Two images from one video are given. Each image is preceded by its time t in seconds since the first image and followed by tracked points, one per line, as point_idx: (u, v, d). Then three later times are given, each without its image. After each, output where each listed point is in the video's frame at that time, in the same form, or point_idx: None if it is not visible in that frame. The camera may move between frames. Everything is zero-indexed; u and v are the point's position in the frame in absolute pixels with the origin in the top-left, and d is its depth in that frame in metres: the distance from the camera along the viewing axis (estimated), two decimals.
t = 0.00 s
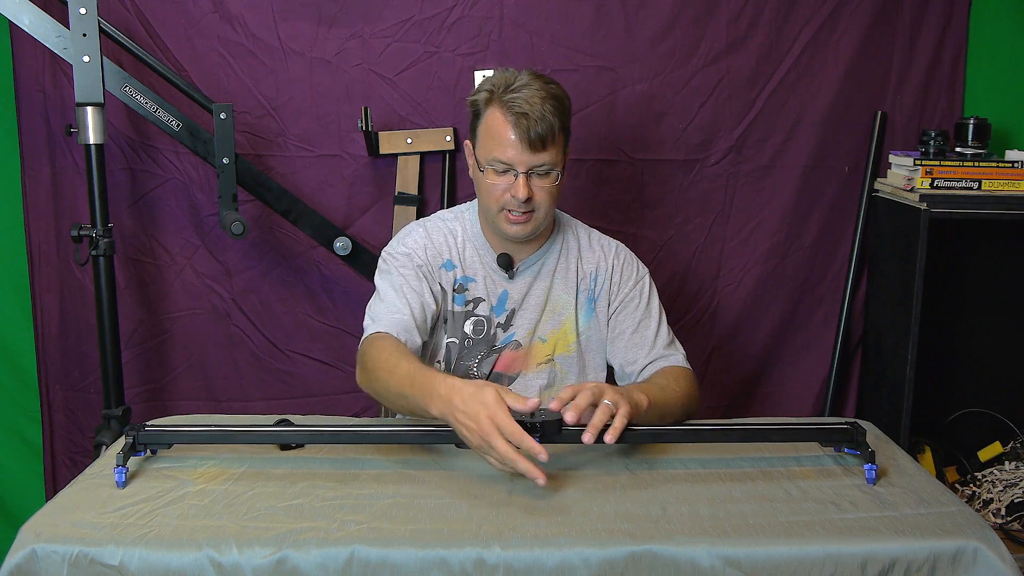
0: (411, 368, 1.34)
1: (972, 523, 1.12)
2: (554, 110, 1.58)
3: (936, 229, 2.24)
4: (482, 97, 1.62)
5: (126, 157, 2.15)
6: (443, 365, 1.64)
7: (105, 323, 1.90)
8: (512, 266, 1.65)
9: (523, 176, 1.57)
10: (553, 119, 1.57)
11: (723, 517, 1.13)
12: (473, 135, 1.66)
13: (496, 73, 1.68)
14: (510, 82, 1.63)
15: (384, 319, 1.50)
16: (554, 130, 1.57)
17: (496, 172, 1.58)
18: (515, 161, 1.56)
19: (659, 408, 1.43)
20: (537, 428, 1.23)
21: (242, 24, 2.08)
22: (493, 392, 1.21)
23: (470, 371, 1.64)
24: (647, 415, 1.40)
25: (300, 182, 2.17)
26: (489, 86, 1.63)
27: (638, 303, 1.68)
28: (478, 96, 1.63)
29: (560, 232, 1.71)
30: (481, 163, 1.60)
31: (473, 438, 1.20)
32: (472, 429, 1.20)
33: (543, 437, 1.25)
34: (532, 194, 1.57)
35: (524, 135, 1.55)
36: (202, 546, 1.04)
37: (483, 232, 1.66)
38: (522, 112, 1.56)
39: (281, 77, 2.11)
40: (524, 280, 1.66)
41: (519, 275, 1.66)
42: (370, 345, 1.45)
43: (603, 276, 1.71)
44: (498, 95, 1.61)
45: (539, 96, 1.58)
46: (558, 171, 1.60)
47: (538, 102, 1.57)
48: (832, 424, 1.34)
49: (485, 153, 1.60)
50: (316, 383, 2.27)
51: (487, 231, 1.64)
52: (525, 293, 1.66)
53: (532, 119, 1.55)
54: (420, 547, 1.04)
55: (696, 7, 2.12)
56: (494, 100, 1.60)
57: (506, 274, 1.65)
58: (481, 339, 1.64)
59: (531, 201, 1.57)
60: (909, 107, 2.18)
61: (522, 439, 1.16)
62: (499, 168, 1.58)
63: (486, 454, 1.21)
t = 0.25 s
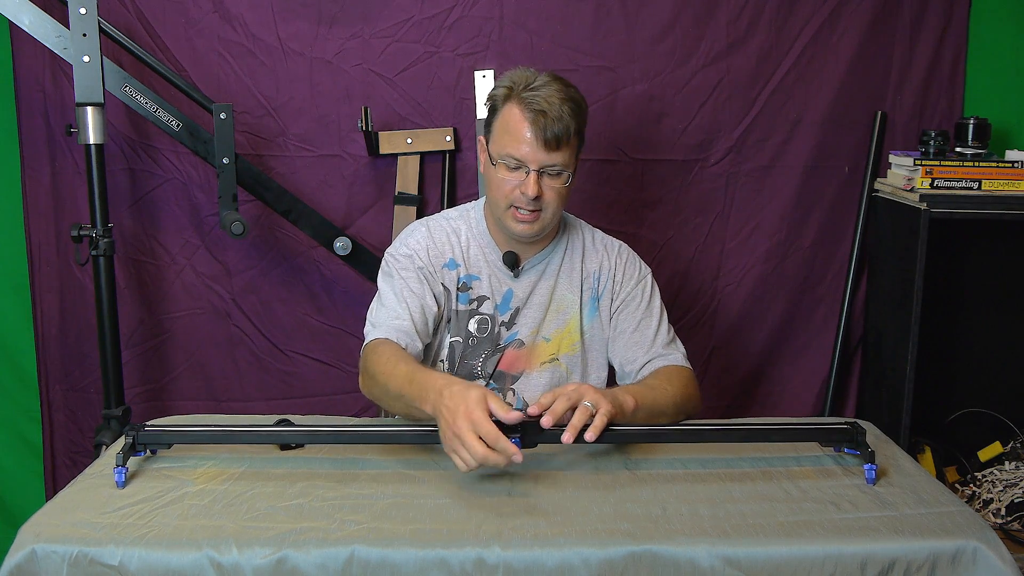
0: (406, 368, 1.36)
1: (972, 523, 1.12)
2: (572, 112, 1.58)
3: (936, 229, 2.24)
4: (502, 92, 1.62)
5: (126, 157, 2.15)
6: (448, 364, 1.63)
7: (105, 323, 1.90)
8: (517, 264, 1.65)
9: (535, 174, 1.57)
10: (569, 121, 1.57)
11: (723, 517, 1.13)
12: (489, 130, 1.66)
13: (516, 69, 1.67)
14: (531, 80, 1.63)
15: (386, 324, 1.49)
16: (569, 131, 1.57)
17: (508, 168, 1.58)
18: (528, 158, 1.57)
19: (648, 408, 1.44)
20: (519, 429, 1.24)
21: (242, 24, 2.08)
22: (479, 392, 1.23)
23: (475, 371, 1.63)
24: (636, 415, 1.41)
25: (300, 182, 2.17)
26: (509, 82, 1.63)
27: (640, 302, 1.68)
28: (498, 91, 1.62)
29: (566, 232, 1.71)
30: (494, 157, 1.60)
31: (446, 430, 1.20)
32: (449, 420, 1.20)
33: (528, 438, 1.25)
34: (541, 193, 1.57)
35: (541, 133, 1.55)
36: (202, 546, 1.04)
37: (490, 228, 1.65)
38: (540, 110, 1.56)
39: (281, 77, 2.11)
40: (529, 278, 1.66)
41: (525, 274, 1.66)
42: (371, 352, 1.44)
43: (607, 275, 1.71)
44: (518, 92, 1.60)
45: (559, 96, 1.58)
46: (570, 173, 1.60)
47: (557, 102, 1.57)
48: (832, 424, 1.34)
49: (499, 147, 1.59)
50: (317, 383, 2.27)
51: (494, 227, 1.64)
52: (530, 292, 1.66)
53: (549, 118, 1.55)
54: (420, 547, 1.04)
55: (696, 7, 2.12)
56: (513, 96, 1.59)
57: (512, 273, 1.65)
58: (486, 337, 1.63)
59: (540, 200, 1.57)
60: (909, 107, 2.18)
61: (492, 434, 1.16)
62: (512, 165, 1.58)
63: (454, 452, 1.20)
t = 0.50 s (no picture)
0: (394, 373, 1.34)
1: (972, 523, 1.12)
2: (571, 97, 1.61)
3: (936, 229, 2.24)
4: (501, 83, 1.65)
5: (126, 157, 2.15)
6: (449, 362, 1.62)
7: (105, 323, 1.90)
8: (518, 261, 1.65)
9: (535, 156, 1.58)
10: (569, 105, 1.60)
11: (723, 517, 1.13)
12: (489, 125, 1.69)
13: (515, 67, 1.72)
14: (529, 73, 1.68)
15: (385, 322, 1.49)
16: (569, 115, 1.60)
17: (509, 152, 1.60)
18: (529, 141, 1.59)
19: (648, 407, 1.44)
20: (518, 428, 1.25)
21: (242, 24, 2.08)
22: (469, 398, 1.22)
23: (476, 369, 1.62)
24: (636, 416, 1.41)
25: (300, 182, 2.17)
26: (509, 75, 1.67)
27: (640, 301, 1.68)
28: (498, 82, 1.66)
29: (568, 229, 1.71)
30: (495, 145, 1.62)
31: (454, 445, 1.19)
32: (455, 434, 1.19)
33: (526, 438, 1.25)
34: (543, 175, 1.58)
35: (541, 115, 1.58)
36: (203, 546, 1.04)
37: (491, 220, 1.65)
38: (540, 93, 1.59)
39: (281, 77, 2.11)
40: (530, 275, 1.66)
41: (526, 270, 1.66)
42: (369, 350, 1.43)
43: (607, 274, 1.71)
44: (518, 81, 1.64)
45: (558, 82, 1.61)
46: (570, 158, 1.61)
47: (557, 87, 1.61)
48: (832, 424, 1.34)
49: (499, 134, 1.62)
50: (316, 383, 2.27)
51: (496, 218, 1.64)
52: (531, 289, 1.66)
53: (549, 101, 1.58)
54: (420, 547, 1.04)
55: (696, 7, 2.12)
56: (513, 84, 1.63)
57: (513, 270, 1.65)
58: (487, 335, 1.63)
59: (541, 182, 1.57)
60: (909, 107, 2.18)
61: (507, 440, 1.19)
62: (512, 148, 1.60)
63: (463, 461, 1.20)
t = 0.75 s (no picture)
0: (400, 371, 1.34)
1: (972, 523, 1.12)
2: (563, 93, 1.62)
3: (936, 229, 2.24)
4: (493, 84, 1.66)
5: (126, 157, 2.15)
6: (450, 364, 1.62)
7: (105, 323, 1.90)
8: (518, 262, 1.65)
9: (530, 154, 1.59)
10: (561, 101, 1.60)
11: (723, 517, 1.13)
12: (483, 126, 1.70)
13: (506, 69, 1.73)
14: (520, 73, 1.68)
15: (384, 319, 1.49)
16: (562, 111, 1.60)
17: (503, 151, 1.60)
18: (522, 138, 1.59)
19: (648, 408, 1.44)
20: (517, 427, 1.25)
21: (242, 24, 2.08)
22: (480, 411, 1.23)
23: (477, 371, 1.63)
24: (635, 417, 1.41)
25: (300, 182, 2.17)
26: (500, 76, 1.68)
27: (640, 301, 1.68)
28: (491, 83, 1.67)
29: (568, 229, 1.72)
30: (489, 145, 1.63)
31: (452, 451, 1.18)
32: (459, 441, 1.18)
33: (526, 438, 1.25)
34: (538, 172, 1.58)
35: (533, 112, 1.59)
36: (202, 546, 1.04)
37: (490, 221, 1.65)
38: (531, 91, 1.60)
39: (281, 77, 2.11)
40: (530, 276, 1.66)
41: (526, 271, 1.66)
42: (365, 348, 1.43)
43: (607, 274, 1.71)
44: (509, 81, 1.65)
45: (549, 80, 1.62)
46: (565, 154, 1.61)
47: (549, 85, 1.61)
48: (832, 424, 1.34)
49: (493, 134, 1.62)
50: (317, 383, 2.27)
51: (495, 218, 1.64)
52: (532, 289, 1.66)
53: (540, 98, 1.59)
54: (420, 547, 1.04)
55: (696, 7, 2.12)
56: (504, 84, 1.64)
57: (513, 271, 1.65)
58: (488, 337, 1.63)
59: (537, 179, 1.58)
60: (909, 108, 2.18)
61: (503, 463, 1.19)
62: (506, 147, 1.60)
63: (450, 469, 1.19)
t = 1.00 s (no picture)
0: (398, 371, 1.33)
1: (972, 523, 1.12)
2: (559, 94, 1.61)
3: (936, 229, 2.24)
4: (490, 86, 1.66)
5: (126, 157, 2.15)
6: (450, 364, 1.62)
7: (105, 323, 1.90)
8: (518, 263, 1.64)
9: (525, 155, 1.59)
10: (556, 102, 1.60)
11: (723, 517, 1.13)
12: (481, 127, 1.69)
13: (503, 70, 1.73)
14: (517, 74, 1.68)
15: (382, 312, 1.49)
16: (557, 111, 1.60)
17: (499, 153, 1.60)
18: (517, 140, 1.59)
19: (648, 408, 1.44)
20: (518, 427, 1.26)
21: (242, 24, 2.08)
22: (479, 406, 1.23)
23: (478, 372, 1.63)
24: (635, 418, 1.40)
25: (300, 182, 2.17)
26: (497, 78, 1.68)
27: (641, 302, 1.68)
28: (487, 85, 1.67)
29: (568, 230, 1.71)
30: (485, 147, 1.63)
31: (462, 453, 1.18)
32: (464, 441, 1.18)
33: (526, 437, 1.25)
34: (534, 173, 1.58)
35: (527, 114, 1.58)
36: (203, 546, 1.04)
37: (489, 222, 1.65)
38: (525, 92, 1.60)
39: (281, 77, 2.11)
40: (531, 277, 1.66)
41: (527, 272, 1.66)
42: (363, 343, 1.42)
43: (609, 274, 1.70)
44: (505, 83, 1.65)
45: (545, 81, 1.62)
46: (561, 154, 1.61)
47: (544, 86, 1.61)
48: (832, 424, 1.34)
49: (489, 136, 1.62)
50: (316, 383, 2.27)
51: (493, 220, 1.64)
52: (532, 290, 1.65)
53: (535, 99, 1.59)
54: (420, 547, 1.04)
55: (696, 7, 2.12)
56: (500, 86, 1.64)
57: (514, 273, 1.65)
58: (488, 338, 1.63)
59: (533, 181, 1.57)
60: (909, 107, 2.18)
61: (512, 453, 1.20)
62: (501, 149, 1.60)
63: (463, 469, 1.20)
